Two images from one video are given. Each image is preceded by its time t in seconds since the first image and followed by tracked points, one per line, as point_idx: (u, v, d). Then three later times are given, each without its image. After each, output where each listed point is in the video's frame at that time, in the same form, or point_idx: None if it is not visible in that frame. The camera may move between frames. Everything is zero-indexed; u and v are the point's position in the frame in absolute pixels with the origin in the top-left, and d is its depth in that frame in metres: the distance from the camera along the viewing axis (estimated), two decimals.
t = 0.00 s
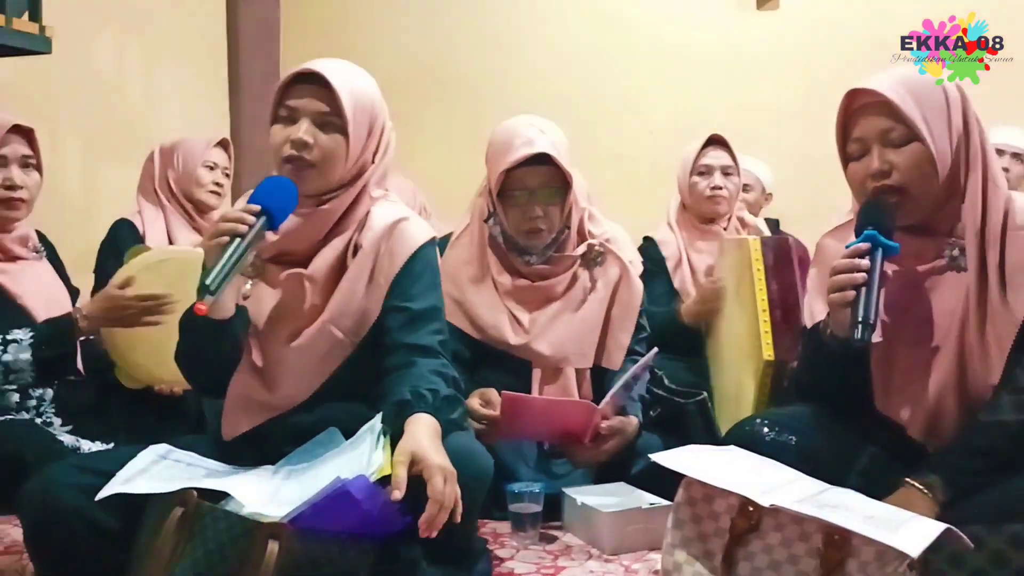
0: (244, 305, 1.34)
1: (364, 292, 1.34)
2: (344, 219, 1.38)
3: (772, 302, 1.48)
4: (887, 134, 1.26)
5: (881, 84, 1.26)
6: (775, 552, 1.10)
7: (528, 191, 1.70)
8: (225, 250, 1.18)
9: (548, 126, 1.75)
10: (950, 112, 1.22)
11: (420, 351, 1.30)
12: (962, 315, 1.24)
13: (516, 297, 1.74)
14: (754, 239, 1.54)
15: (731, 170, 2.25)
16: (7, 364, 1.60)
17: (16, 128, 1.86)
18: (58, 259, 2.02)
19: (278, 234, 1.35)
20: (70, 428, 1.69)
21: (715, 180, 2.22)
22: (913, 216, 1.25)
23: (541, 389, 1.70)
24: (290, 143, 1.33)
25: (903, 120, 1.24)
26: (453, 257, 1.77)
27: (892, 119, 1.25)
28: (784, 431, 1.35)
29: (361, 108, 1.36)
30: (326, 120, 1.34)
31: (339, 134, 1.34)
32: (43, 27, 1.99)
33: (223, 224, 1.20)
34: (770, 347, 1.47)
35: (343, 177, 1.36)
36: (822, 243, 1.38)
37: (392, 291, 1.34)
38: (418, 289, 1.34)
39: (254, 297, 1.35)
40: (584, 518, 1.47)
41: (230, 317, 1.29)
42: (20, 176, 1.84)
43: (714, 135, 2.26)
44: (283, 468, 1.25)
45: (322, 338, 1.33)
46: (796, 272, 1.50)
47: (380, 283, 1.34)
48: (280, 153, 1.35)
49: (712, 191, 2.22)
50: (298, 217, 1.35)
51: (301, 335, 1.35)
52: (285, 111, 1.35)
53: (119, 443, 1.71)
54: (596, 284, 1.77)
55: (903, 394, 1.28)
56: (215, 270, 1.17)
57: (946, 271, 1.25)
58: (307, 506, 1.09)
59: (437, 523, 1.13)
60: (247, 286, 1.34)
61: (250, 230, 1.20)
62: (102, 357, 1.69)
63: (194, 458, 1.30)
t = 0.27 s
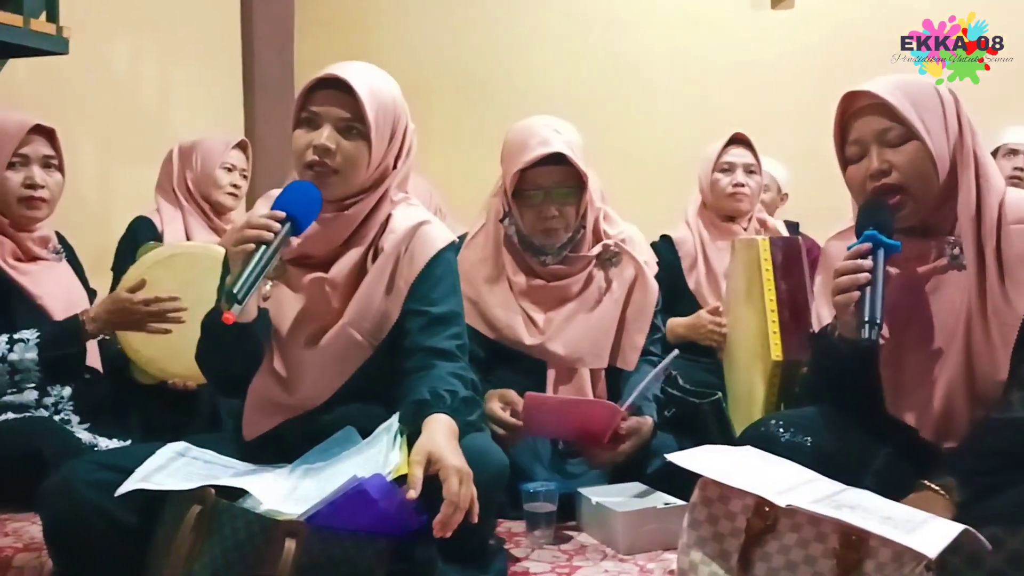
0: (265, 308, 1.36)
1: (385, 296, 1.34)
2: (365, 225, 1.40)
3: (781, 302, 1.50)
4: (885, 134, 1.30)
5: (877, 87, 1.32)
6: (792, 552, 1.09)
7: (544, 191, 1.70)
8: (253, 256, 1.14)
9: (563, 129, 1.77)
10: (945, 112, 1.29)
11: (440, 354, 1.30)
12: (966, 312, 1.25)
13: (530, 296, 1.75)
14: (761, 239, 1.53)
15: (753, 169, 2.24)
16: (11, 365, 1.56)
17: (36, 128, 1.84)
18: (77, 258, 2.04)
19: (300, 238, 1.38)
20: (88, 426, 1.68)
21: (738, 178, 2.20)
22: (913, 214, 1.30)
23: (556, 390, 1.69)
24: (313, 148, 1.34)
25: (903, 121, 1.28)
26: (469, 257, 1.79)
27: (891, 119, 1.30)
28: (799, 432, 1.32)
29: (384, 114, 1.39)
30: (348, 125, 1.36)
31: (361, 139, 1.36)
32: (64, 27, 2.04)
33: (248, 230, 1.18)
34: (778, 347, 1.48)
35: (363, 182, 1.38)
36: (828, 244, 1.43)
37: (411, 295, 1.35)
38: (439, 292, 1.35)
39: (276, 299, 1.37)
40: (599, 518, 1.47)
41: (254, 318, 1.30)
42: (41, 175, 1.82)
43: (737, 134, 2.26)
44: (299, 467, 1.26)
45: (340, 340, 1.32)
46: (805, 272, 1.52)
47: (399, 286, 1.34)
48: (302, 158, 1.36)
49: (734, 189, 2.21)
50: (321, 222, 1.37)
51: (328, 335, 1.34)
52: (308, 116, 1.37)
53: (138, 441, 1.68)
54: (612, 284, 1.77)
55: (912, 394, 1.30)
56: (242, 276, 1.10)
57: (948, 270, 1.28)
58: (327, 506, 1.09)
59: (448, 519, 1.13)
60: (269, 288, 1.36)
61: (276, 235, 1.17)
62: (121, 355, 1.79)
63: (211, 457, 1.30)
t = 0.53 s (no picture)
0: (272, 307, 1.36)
1: (392, 295, 1.34)
2: (371, 221, 1.40)
3: (797, 302, 1.50)
4: (910, 128, 1.29)
5: (902, 79, 1.30)
6: (807, 552, 1.09)
7: (553, 187, 1.71)
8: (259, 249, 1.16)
9: (575, 124, 1.76)
10: (970, 107, 1.28)
11: (450, 354, 1.31)
12: (983, 305, 1.25)
13: (545, 294, 1.76)
14: (778, 239, 1.53)
15: (769, 168, 2.25)
16: (10, 370, 1.60)
17: (44, 125, 1.85)
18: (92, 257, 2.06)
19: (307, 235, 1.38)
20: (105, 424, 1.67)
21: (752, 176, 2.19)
22: (933, 209, 1.30)
23: (570, 388, 1.69)
24: (317, 140, 1.34)
25: (926, 115, 1.27)
26: (486, 255, 1.81)
27: (915, 113, 1.28)
28: (814, 432, 1.31)
29: (388, 108, 1.39)
30: (352, 117, 1.36)
31: (364, 131, 1.36)
32: (79, 28, 2.07)
33: (252, 224, 1.19)
34: (794, 347, 1.48)
35: (368, 175, 1.38)
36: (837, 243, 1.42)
37: (419, 294, 1.34)
38: (447, 290, 1.34)
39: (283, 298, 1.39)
40: (613, 517, 1.47)
41: (260, 317, 1.31)
42: (52, 172, 1.83)
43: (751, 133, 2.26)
44: (314, 465, 1.26)
45: (349, 340, 1.32)
46: (821, 272, 1.52)
47: (407, 283, 1.34)
48: (306, 151, 1.36)
49: (748, 188, 2.20)
50: (326, 218, 1.37)
51: (332, 338, 1.34)
52: (312, 110, 1.38)
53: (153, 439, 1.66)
54: (626, 282, 1.77)
55: (929, 391, 1.29)
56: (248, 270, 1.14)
57: (964, 261, 1.27)
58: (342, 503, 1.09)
59: (468, 523, 1.12)
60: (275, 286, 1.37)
61: (281, 228, 1.18)
62: (138, 355, 1.85)
63: (227, 455, 1.31)
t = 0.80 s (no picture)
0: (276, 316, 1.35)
1: (393, 293, 1.35)
2: (368, 224, 1.39)
3: (809, 301, 1.49)
4: (945, 128, 1.26)
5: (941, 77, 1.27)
6: (820, 551, 1.10)
7: (563, 189, 1.70)
8: (258, 265, 1.21)
9: (583, 122, 1.76)
10: (1009, 107, 1.24)
11: (456, 353, 1.32)
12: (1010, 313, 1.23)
13: (556, 293, 1.76)
14: (790, 239, 1.53)
15: (772, 170, 2.23)
16: None
17: (50, 127, 1.85)
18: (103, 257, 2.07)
19: (306, 244, 1.35)
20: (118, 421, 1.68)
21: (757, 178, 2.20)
22: (968, 212, 1.25)
23: (581, 386, 1.69)
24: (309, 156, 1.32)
25: (963, 114, 1.25)
26: (495, 253, 1.80)
27: (953, 113, 1.26)
28: (827, 431, 1.33)
29: (378, 114, 1.37)
30: (346, 130, 1.33)
31: (358, 142, 1.34)
32: (92, 30, 2.08)
33: (252, 242, 1.23)
34: (806, 346, 1.48)
35: (364, 183, 1.37)
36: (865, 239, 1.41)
37: (421, 293, 1.35)
38: (447, 289, 1.35)
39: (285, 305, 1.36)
40: (624, 516, 1.48)
41: (265, 330, 1.32)
42: (59, 173, 1.83)
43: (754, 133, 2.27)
44: (326, 464, 1.26)
45: (352, 343, 1.33)
46: (835, 270, 1.49)
47: (408, 284, 1.35)
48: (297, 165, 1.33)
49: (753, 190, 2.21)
50: (327, 227, 1.35)
51: (333, 345, 1.34)
52: (302, 123, 1.34)
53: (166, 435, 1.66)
54: (637, 281, 1.77)
55: (948, 395, 1.27)
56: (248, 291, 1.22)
57: (995, 267, 1.24)
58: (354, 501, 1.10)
59: (480, 526, 1.14)
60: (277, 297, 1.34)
61: (281, 244, 1.23)
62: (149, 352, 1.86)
63: (240, 453, 1.31)
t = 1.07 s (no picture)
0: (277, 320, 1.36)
1: (392, 292, 1.33)
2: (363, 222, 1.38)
3: (823, 301, 1.48)
4: (1008, 127, 1.22)
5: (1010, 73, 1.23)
6: (836, 553, 1.09)
7: (574, 194, 1.70)
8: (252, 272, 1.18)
9: (595, 127, 1.76)
10: None
11: (463, 350, 1.31)
12: None
13: (567, 295, 1.76)
14: (806, 239, 1.52)
15: (795, 176, 2.24)
16: (45, 366, 1.60)
17: (60, 124, 1.85)
18: (119, 255, 2.08)
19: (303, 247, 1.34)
20: (133, 420, 1.69)
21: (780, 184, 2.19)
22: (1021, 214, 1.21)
23: (593, 386, 1.69)
24: (306, 158, 1.30)
25: None
26: (507, 254, 1.81)
27: (1018, 112, 1.22)
28: (842, 433, 1.33)
29: (372, 111, 1.35)
30: (340, 130, 1.31)
31: (354, 142, 1.32)
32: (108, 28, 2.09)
33: (244, 248, 1.20)
34: (820, 347, 1.46)
35: (360, 182, 1.36)
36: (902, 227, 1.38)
37: (422, 290, 1.33)
38: (446, 286, 1.33)
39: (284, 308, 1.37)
40: (637, 516, 1.47)
41: (266, 333, 1.32)
42: (69, 170, 1.83)
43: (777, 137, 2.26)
44: (340, 463, 1.26)
45: (352, 344, 1.31)
46: (848, 266, 1.49)
47: (407, 279, 1.33)
48: (294, 167, 1.32)
49: (775, 197, 2.19)
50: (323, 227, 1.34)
51: (333, 348, 1.33)
52: (295, 124, 1.32)
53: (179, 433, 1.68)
54: (650, 281, 1.76)
55: (977, 398, 1.26)
56: (243, 297, 1.15)
57: None
58: (369, 501, 1.08)
59: (496, 528, 1.12)
60: (277, 300, 1.36)
61: (273, 250, 1.20)
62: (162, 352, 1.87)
63: (253, 452, 1.31)
